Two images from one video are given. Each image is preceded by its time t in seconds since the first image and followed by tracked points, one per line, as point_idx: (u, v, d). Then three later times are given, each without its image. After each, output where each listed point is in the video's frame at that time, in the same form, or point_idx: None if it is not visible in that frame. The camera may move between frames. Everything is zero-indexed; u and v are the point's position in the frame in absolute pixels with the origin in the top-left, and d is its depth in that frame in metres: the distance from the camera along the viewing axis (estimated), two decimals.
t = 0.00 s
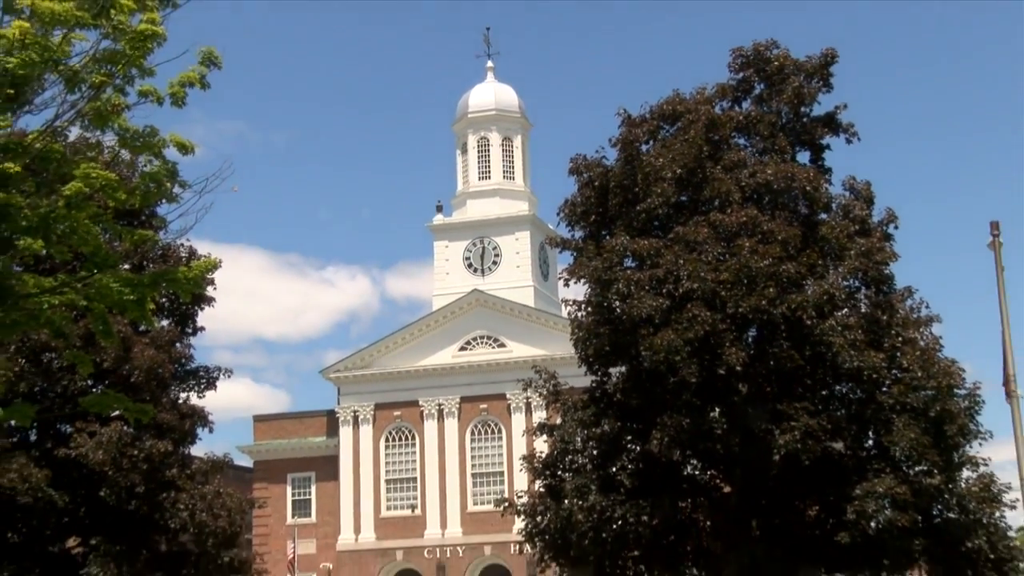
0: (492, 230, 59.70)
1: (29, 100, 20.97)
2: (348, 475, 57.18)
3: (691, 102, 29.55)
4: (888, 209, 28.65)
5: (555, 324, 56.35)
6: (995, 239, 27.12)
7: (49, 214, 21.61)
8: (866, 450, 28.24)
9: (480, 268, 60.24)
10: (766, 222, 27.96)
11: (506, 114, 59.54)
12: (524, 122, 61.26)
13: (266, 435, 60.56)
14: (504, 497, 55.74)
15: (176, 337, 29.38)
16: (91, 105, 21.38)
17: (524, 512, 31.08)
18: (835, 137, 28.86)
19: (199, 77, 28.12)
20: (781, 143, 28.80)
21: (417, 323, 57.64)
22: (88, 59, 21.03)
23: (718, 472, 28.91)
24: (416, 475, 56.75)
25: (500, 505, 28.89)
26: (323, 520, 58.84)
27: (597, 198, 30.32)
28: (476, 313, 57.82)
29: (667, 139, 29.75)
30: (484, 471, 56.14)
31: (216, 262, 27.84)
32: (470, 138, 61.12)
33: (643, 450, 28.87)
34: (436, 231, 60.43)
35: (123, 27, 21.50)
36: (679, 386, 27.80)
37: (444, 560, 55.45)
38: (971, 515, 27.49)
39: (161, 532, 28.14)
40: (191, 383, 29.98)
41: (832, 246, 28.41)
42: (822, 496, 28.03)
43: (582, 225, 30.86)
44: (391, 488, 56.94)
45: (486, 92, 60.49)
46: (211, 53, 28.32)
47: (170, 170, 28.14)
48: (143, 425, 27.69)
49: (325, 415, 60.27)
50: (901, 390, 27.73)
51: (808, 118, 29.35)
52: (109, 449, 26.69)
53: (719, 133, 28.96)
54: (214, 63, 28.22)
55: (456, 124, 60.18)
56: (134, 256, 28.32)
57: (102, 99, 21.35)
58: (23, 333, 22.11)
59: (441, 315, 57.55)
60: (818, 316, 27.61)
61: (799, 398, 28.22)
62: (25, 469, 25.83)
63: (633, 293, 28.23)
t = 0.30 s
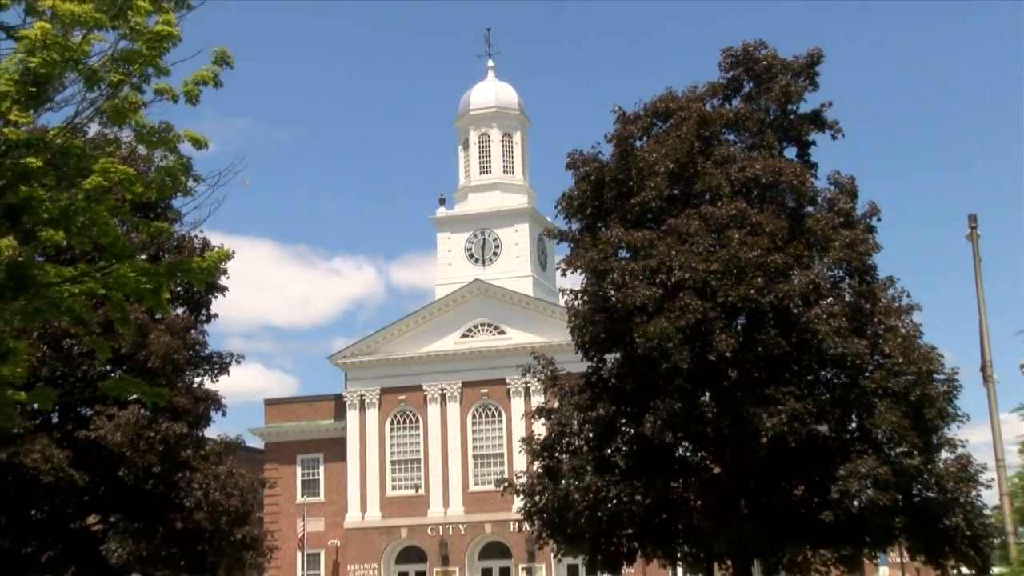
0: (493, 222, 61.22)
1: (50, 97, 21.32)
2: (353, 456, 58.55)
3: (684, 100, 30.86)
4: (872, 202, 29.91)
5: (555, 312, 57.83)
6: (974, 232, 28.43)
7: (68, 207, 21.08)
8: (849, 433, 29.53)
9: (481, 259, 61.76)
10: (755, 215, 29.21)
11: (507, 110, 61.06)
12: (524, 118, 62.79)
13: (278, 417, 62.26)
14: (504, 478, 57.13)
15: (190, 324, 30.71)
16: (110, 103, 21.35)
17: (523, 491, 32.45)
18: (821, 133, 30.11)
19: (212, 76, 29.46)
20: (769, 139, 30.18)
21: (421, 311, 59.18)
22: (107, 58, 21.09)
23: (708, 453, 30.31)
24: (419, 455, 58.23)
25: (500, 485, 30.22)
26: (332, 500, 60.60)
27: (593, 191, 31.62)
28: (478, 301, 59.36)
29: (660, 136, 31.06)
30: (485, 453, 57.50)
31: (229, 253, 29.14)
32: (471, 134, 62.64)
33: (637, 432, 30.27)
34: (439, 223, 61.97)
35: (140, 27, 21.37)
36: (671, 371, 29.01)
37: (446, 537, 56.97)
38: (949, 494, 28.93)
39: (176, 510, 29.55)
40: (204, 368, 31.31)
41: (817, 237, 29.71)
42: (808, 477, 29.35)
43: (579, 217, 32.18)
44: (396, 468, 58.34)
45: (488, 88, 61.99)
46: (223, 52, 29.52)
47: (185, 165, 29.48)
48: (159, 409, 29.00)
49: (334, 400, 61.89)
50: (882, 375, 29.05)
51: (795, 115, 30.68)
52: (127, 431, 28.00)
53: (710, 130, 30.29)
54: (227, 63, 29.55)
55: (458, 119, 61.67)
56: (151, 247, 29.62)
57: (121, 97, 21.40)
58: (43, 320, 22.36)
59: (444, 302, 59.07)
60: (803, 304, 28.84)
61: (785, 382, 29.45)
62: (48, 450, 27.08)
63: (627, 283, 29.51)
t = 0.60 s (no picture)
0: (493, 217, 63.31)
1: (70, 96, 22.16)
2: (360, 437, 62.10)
3: (676, 98, 32.20)
4: (855, 197, 31.25)
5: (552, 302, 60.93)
6: (953, 225, 29.80)
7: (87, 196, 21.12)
8: (834, 417, 30.88)
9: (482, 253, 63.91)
10: (744, 209, 30.52)
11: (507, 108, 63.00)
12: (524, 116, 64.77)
13: (286, 400, 65.25)
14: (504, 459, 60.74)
15: (203, 313, 32.06)
16: (126, 101, 22.15)
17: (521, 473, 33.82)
18: (807, 131, 31.47)
19: (225, 76, 30.75)
20: (758, 136, 31.57)
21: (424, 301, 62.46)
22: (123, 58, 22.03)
23: (699, 437, 31.64)
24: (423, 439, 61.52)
25: (500, 468, 31.51)
26: (340, 481, 63.74)
27: (589, 186, 32.95)
28: (479, 292, 62.63)
29: (652, 133, 32.41)
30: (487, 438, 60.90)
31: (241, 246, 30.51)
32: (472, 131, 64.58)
33: (631, 417, 31.62)
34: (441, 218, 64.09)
35: (156, 29, 22.32)
36: (664, 358, 30.25)
37: (449, 517, 60.38)
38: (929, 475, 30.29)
39: (191, 491, 30.93)
40: (217, 355, 32.70)
41: (804, 230, 31.08)
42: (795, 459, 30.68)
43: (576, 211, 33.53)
44: (401, 451, 61.86)
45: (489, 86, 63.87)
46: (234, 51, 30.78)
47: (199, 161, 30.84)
48: (174, 394, 30.31)
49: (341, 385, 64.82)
50: (865, 362, 30.41)
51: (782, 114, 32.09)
52: (143, 415, 29.28)
53: (702, 127, 31.64)
54: (239, 63, 30.84)
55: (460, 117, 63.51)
56: (166, 239, 30.92)
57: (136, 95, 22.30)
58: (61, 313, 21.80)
59: (446, 293, 62.35)
60: (790, 295, 30.12)
61: (773, 369, 30.75)
62: (68, 433, 28.32)
63: (622, 274, 30.81)
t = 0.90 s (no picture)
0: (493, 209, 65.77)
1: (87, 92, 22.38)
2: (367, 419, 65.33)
3: (669, 95, 33.55)
4: (841, 189, 32.62)
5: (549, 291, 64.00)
6: (933, 217, 31.20)
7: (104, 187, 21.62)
8: (819, 401, 32.26)
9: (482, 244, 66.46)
10: (734, 201, 31.84)
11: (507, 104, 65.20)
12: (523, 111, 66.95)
13: (296, 385, 68.82)
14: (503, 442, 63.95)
15: (216, 301, 33.47)
16: (143, 98, 22.48)
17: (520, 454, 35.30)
18: (795, 127, 32.84)
19: (237, 73, 32.08)
20: (747, 132, 32.95)
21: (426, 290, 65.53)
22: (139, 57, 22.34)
23: (690, 420, 33.02)
24: (427, 422, 64.82)
25: (500, 449, 32.84)
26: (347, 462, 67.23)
27: (585, 180, 34.36)
28: (479, 281, 65.72)
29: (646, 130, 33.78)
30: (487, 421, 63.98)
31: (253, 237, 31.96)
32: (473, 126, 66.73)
33: (625, 401, 33.00)
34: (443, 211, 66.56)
35: (170, 28, 22.71)
36: (657, 344, 31.56)
37: (451, 496, 63.72)
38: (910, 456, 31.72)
39: (205, 471, 32.40)
40: (229, 341, 34.14)
41: (791, 222, 32.45)
42: (782, 441, 32.02)
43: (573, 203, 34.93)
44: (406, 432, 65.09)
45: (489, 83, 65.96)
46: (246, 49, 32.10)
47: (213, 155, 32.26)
48: (188, 378, 31.65)
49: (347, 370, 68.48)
50: (850, 348, 31.77)
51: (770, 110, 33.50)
52: (159, 398, 30.60)
53: (693, 123, 33.00)
54: (250, 60, 32.17)
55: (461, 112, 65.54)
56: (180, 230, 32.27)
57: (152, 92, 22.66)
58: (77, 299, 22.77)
59: (448, 283, 65.48)
60: (778, 284, 31.41)
61: (762, 354, 32.07)
62: (88, 415, 29.67)
63: (617, 263, 32.14)
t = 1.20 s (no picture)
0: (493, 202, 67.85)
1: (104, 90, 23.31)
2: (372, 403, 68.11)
3: (663, 92, 34.92)
4: (827, 182, 33.96)
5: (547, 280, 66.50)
6: (915, 210, 32.57)
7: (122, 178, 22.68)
8: (806, 386, 33.67)
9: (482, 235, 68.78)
10: (725, 195, 33.20)
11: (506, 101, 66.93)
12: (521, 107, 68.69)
13: (303, 372, 71.54)
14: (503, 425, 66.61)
15: (227, 291, 34.86)
16: (157, 95, 23.45)
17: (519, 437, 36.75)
18: (783, 123, 34.23)
19: (248, 72, 33.41)
20: (738, 128, 34.34)
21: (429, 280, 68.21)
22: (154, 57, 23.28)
23: (683, 404, 34.45)
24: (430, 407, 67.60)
25: (500, 434, 33.94)
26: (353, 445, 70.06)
27: (582, 173, 35.72)
28: (480, 270, 68.39)
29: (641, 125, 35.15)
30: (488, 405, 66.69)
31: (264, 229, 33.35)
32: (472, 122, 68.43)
33: (620, 386, 34.43)
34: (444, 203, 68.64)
35: (183, 28, 23.61)
36: (650, 332, 33.19)
37: (452, 477, 66.44)
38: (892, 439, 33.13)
39: (218, 452, 33.91)
40: (241, 329, 35.56)
41: (779, 214, 33.84)
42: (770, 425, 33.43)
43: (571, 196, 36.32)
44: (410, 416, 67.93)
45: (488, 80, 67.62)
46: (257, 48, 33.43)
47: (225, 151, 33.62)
48: (201, 364, 33.01)
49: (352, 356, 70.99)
50: (835, 335, 33.28)
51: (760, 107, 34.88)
52: (174, 383, 31.92)
53: (686, 120, 34.38)
54: (261, 59, 33.50)
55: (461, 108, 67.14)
56: (194, 221, 33.61)
57: (166, 89, 23.57)
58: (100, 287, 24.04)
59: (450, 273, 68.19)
60: (767, 274, 32.76)
61: (751, 341, 33.47)
62: (106, 399, 31.04)
63: (613, 254, 33.53)
